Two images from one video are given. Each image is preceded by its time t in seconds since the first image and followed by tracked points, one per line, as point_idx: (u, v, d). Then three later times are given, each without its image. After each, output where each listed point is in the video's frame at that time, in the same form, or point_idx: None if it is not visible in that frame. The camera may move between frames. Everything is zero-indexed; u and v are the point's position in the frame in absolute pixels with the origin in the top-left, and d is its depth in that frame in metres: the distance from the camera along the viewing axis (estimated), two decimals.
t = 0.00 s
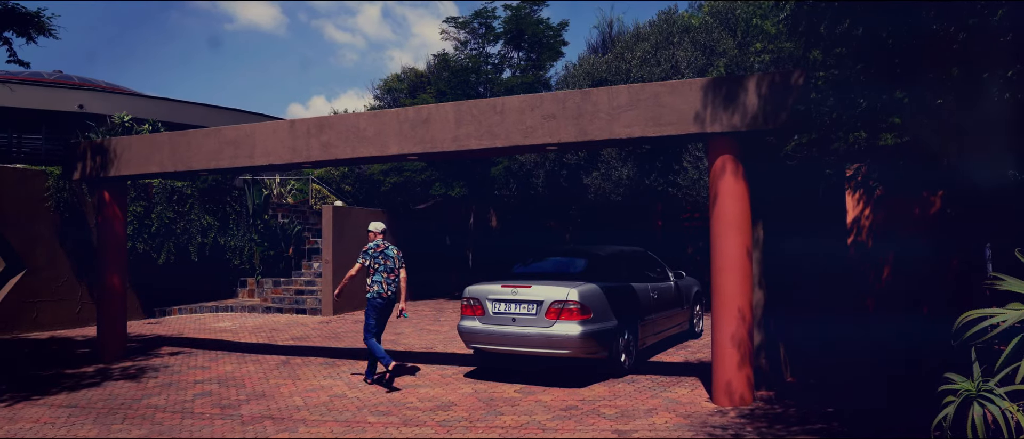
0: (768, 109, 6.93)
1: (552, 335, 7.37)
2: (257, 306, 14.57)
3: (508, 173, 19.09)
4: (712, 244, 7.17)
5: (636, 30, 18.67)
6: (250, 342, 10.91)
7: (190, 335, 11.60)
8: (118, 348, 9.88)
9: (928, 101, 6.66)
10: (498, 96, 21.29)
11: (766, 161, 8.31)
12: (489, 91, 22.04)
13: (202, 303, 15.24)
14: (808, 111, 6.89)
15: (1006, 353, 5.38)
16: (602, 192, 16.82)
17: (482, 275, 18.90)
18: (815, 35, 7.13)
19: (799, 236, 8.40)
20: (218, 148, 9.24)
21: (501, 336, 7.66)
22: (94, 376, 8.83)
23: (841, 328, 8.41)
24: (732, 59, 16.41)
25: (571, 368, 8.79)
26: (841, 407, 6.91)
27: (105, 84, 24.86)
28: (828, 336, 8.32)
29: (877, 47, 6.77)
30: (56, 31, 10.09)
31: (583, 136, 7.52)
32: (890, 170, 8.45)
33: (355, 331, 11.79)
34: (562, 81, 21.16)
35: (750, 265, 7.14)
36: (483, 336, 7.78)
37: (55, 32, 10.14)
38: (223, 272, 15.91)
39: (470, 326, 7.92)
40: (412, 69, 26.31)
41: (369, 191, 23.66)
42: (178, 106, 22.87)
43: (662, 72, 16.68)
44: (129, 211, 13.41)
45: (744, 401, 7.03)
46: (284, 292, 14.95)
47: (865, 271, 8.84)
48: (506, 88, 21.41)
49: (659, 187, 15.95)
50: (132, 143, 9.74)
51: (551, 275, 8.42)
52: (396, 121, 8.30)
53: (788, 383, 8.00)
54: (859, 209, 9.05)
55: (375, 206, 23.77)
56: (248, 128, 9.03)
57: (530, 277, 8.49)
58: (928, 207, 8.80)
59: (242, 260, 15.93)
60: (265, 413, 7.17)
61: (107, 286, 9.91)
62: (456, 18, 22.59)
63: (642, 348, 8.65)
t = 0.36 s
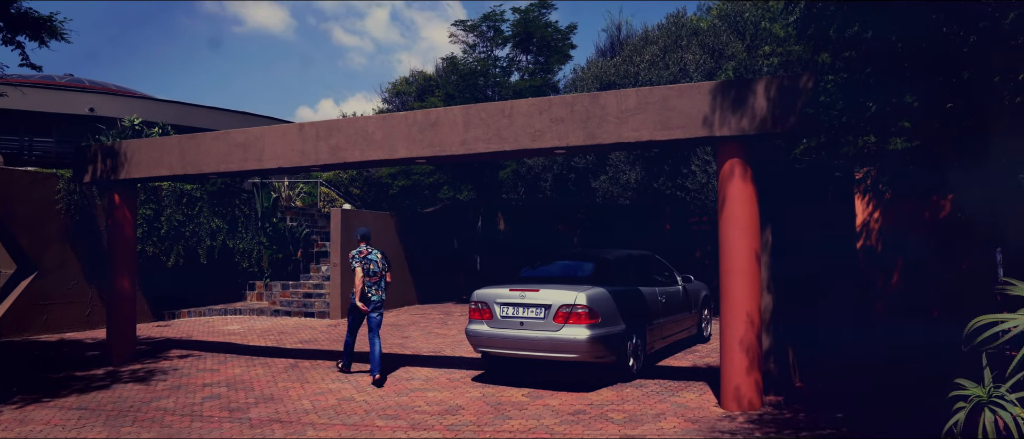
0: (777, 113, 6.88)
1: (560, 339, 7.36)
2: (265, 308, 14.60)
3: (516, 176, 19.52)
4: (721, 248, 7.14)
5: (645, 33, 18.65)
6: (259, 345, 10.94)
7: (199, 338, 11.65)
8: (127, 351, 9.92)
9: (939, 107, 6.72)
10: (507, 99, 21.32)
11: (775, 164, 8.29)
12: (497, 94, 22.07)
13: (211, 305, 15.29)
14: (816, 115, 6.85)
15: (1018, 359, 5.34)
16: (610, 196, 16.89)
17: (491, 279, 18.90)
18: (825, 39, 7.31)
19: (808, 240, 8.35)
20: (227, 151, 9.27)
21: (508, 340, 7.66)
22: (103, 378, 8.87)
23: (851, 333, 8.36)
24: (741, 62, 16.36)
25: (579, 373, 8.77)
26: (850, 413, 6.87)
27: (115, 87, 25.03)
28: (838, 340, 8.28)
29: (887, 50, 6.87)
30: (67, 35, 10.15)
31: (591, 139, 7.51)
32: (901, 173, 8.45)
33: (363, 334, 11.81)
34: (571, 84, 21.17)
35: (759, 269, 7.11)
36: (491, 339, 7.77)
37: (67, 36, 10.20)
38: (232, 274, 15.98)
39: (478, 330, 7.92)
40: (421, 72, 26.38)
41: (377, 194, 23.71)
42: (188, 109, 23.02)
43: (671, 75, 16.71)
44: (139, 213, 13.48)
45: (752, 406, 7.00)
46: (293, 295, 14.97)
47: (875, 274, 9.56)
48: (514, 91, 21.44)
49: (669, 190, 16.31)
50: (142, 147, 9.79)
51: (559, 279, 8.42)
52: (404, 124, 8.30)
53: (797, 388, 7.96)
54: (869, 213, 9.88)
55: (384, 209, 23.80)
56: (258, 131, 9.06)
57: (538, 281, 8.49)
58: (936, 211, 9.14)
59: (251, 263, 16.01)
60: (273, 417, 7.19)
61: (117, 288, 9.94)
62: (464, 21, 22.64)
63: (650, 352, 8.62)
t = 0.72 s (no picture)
0: (789, 118, 6.85)
1: (570, 344, 7.35)
2: (276, 311, 14.65)
3: (526, 180, 19.71)
4: (733, 253, 7.12)
5: (656, 38, 18.65)
6: (270, 348, 10.99)
7: (211, 340, 11.71)
8: (139, 353, 9.96)
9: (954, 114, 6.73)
10: (517, 103, 21.37)
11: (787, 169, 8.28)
12: (508, 98, 22.11)
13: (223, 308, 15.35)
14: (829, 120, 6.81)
15: None
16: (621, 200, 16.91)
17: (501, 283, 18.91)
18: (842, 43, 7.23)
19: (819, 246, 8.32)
20: (239, 154, 9.32)
21: (519, 344, 7.65)
22: (116, 380, 8.92)
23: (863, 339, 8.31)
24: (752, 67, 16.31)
25: (590, 377, 8.76)
26: (862, 419, 6.83)
27: (128, 90, 25.24)
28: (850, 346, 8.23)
29: (899, 56, 6.87)
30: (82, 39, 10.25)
31: (602, 144, 7.51)
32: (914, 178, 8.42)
33: (374, 337, 11.85)
34: (581, 89, 21.19)
35: (770, 275, 7.08)
36: (501, 343, 7.78)
37: (82, 40, 10.30)
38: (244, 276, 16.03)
39: (488, 333, 7.93)
40: (432, 76, 26.48)
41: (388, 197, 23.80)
42: (200, 112, 23.21)
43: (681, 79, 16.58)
44: (153, 215, 13.59)
45: (764, 412, 6.96)
46: (304, 298, 14.98)
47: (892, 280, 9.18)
48: (525, 96, 21.49)
49: (679, 195, 16.34)
50: (155, 150, 9.86)
51: (570, 284, 8.42)
52: (416, 129, 8.33)
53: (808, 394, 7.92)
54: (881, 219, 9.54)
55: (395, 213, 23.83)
56: (270, 134, 9.11)
57: (549, 285, 8.49)
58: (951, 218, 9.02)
59: (262, 266, 15.91)
60: (284, 419, 7.21)
61: (130, 291, 9.95)
62: (476, 26, 22.72)
63: (661, 357, 8.60)
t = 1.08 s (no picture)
0: (802, 117, 6.80)
1: (582, 343, 7.34)
2: (289, 310, 14.70)
3: (538, 180, 19.73)
4: (745, 253, 7.09)
5: (668, 36, 18.58)
6: (283, 347, 11.04)
7: (225, 339, 11.78)
8: (153, 352, 10.04)
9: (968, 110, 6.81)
10: (529, 103, 21.36)
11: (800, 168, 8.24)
12: (520, 97, 22.07)
13: (236, 307, 15.44)
14: (842, 119, 6.74)
15: None
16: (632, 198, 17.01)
17: (513, 282, 18.92)
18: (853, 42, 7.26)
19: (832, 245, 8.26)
20: (252, 154, 9.36)
21: (531, 344, 7.65)
22: (130, 379, 8.99)
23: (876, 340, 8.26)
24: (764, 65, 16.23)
25: (601, 377, 8.74)
26: (876, 420, 6.78)
27: (142, 92, 25.44)
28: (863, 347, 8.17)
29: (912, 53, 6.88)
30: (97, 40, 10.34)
31: (614, 144, 7.49)
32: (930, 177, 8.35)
33: (386, 336, 11.88)
34: (593, 88, 21.15)
35: (783, 275, 7.04)
36: (513, 343, 7.78)
37: (96, 41, 10.39)
38: (257, 276, 16.11)
39: (500, 333, 7.93)
40: (443, 76, 26.52)
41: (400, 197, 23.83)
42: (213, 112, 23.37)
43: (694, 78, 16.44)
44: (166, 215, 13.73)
45: (776, 413, 6.92)
46: (316, 298, 15.01)
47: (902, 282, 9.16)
48: (537, 95, 21.48)
49: (691, 194, 16.23)
50: (168, 150, 9.92)
51: (581, 283, 8.41)
52: (427, 128, 8.33)
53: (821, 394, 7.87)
54: (895, 218, 9.56)
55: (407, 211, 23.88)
56: (282, 134, 9.14)
57: (560, 285, 8.48)
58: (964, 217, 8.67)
59: (274, 265, 16.07)
60: (296, 418, 7.24)
61: (143, 290, 10.04)
62: (487, 25, 22.73)
63: (673, 357, 8.57)
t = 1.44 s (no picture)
0: (809, 123, 6.78)
1: (587, 348, 7.33)
2: (294, 313, 14.70)
3: (545, 185, 19.48)
4: (751, 258, 7.08)
5: (675, 43, 18.53)
6: (288, 349, 11.06)
7: (230, 341, 11.80)
8: (159, 353, 10.07)
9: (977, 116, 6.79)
10: (536, 108, 21.40)
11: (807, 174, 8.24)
12: (527, 102, 22.06)
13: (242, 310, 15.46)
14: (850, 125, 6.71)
15: None
16: (638, 204, 16.93)
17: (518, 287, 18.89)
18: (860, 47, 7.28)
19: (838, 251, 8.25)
20: (259, 158, 9.40)
21: (536, 348, 7.65)
22: (136, 380, 9.01)
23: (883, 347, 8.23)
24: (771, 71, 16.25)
25: (606, 382, 8.72)
26: (882, 427, 6.74)
27: (151, 95, 25.59)
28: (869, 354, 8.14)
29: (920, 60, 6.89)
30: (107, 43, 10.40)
31: (621, 149, 7.50)
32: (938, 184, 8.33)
33: (391, 340, 11.88)
34: (600, 93, 21.19)
35: (789, 280, 7.03)
36: (518, 347, 7.78)
37: (106, 44, 10.46)
38: (263, 278, 16.15)
39: (505, 337, 7.93)
40: (450, 81, 26.62)
41: (407, 201, 23.77)
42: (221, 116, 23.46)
43: (700, 83, 16.55)
44: (173, 218, 13.75)
45: (782, 419, 6.89)
46: (322, 301, 14.89)
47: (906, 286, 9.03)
48: (544, 100, 21.52)
49: (698, 200, 16.07)
50: (176, 154, 9.96)
51: (587, 287, 8.41)
52: (435, 132, 8.36)
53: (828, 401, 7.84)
54: (903, 225, 9.56)
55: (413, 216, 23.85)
56: (290, 138, 9.17)
57: (566, 289, 8.48)
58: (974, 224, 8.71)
59: (280, 268, 16.09)
60: (301, 421, 7.25)
61: (151, 292, 10.09)
62: (495, 30, 22.79)
63: (678, 362, 8.55)
